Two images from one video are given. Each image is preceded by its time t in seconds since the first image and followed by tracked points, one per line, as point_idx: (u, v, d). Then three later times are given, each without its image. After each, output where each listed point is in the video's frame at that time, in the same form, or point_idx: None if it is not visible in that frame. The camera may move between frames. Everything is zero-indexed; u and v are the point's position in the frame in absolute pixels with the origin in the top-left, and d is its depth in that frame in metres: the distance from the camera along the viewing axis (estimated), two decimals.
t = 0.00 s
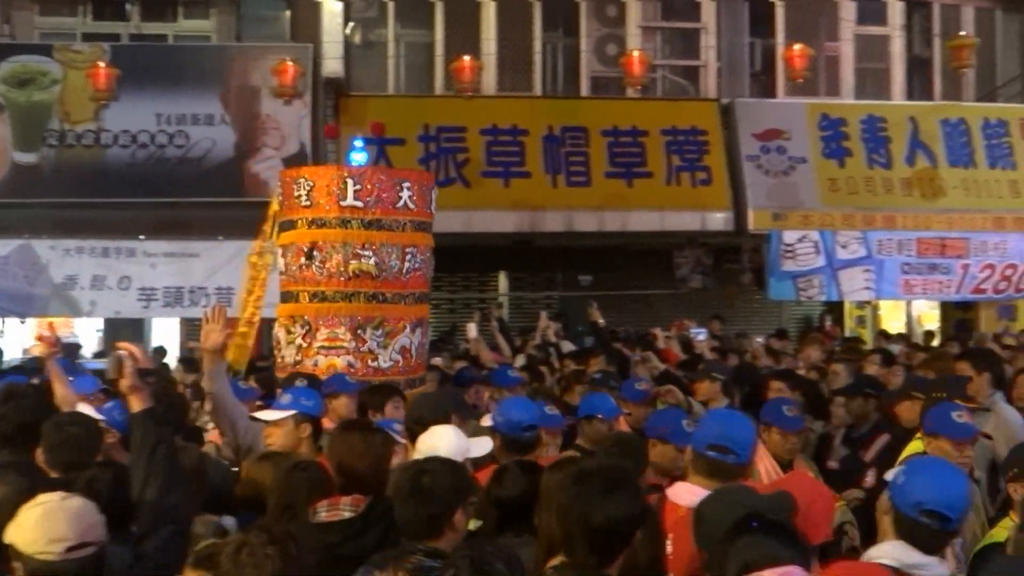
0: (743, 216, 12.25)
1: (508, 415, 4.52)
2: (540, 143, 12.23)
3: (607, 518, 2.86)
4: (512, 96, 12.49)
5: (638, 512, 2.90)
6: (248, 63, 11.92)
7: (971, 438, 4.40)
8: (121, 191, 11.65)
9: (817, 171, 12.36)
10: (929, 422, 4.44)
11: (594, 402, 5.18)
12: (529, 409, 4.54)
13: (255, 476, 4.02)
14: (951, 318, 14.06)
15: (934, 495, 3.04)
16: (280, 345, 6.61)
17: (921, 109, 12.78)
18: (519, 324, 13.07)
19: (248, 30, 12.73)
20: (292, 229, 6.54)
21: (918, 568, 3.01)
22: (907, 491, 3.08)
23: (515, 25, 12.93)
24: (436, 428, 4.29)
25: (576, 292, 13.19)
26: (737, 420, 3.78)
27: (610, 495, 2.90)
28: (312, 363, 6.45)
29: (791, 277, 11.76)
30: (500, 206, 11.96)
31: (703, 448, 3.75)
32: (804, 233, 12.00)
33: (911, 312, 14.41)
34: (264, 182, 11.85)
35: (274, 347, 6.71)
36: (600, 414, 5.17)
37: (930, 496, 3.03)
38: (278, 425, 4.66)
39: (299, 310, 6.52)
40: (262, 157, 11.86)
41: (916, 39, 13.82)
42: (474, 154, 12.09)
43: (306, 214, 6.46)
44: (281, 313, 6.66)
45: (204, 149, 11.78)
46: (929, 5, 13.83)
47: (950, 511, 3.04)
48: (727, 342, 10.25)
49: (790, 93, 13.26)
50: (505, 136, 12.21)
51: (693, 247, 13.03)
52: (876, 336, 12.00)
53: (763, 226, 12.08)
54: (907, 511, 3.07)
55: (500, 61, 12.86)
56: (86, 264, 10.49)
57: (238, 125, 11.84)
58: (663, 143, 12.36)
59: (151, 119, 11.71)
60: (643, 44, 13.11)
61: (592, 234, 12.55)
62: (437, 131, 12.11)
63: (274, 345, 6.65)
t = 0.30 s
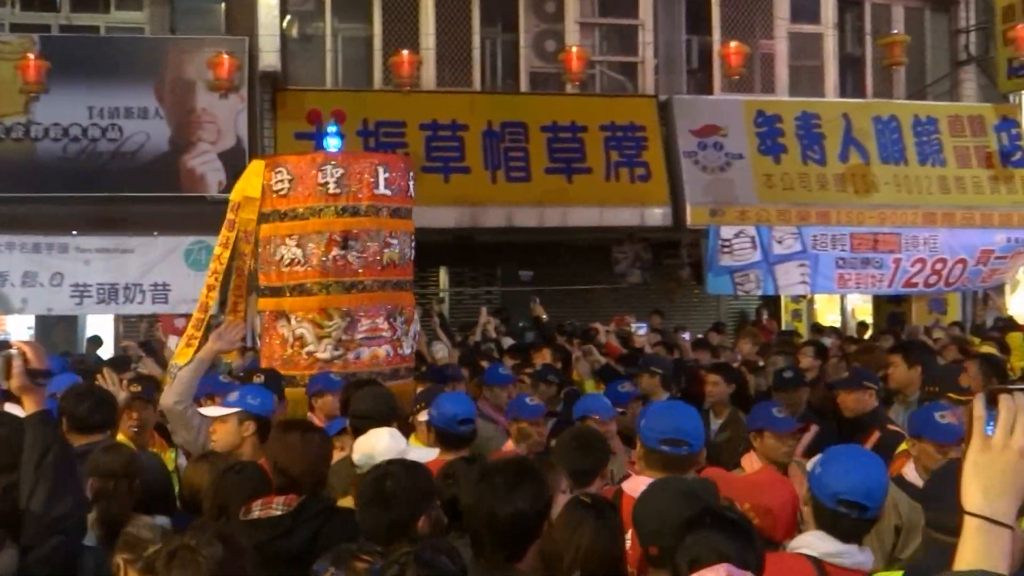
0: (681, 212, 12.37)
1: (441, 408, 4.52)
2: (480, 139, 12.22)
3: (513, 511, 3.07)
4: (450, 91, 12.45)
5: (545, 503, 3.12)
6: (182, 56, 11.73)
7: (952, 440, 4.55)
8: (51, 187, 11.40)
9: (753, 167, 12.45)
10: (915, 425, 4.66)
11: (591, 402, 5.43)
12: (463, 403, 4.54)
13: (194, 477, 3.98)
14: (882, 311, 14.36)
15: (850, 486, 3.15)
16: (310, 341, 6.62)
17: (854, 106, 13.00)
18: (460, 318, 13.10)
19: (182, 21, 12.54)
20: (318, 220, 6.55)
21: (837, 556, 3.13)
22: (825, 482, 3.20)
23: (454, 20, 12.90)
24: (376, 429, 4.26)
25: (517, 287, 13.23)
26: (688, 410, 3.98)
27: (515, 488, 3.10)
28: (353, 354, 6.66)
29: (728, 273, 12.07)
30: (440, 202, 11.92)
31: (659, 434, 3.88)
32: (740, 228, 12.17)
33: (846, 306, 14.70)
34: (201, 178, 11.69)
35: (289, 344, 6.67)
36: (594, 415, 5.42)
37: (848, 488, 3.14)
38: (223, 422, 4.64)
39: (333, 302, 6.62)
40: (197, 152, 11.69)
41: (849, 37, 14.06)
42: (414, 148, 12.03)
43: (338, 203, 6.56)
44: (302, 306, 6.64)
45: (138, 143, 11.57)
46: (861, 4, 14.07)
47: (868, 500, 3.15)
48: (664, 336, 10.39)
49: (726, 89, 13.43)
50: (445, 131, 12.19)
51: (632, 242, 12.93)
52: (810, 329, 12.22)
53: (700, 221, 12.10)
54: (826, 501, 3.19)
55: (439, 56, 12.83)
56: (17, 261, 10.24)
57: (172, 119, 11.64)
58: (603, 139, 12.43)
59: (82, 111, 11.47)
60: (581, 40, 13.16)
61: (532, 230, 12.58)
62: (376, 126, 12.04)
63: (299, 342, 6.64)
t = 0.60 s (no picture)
0: (648, 208, 12.42)
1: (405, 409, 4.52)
2: (447, 136, 12.19)
3: (495, 508, 2.99)
4: (416, 88, 12.43)
5: (521, 505, 3.02)
6: (146, 52, 11.63)
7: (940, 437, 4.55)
8: (12, 185, 11.26)
9: (719, 163, 12.53)
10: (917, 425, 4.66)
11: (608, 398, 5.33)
12: (422, 404, 4.57)
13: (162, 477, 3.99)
14: (846, 307, 14.51)
15: (811, 483, 3.18)
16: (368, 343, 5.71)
17: (818, 103, 13.13)
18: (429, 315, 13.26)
19: (145, 18, 12.50)
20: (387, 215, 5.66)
21: (808, 556, 3.15)
22: (790, 482, 3.23)
23: (420, 18, 12.89)
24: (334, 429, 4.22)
25: (484, 285, 13.23)
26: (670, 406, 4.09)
27: (495, 487, 3.03)
28: (405, 355, 5.84)
29: (695, 269, 11.85)
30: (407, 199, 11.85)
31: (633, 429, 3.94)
32: (706, 225, 12.21)
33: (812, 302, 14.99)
34: (166, 175, 11.61)
35: (333, 346, 5.65)
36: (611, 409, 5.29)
37: (809, 486, 3.18)
38: (180, 420, 4.64)
39: (394, 302, 5.76)
40: (162, 149, 11.60)
41: (813, 36, 14.20)
42: (381, 145, 11.98)
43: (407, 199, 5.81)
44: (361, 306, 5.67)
45: (100, 140, 11.46)
46: (824, 2, 14.19)
47: (830, 498, 3.18)
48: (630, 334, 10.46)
49: (692, 86, 13.50)
50: (412, 128, 12.14)
51: (599, 240, 13.11)
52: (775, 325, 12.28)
53: (667, 218, 12.19)
54: (792, 501, 3.22)
55: (405, 54, 12.82)
56: None
57: (136, 116, 11.53)
58: (570, 136, 12.46)
59: (45, 109, 11.34)
60: (548, 37, 13.19)
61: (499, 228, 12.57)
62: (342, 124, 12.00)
63: (354, 345, 5.69)
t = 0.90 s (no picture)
0: (611, 207, 12.46)
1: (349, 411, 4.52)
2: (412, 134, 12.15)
3: (482, 511, 2.86)
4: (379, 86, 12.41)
5: (511, 506, 2.88)
6: (105, 49, 11.52)
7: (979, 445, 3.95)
8: None
9: (683, 161, 12.57)
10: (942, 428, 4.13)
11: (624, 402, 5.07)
12: (366, 405, 4.56)
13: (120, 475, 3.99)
14: (808, 304, 14.65)
15: (784, 482, 3.21)
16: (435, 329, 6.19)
17: (778, 102, 13.26)
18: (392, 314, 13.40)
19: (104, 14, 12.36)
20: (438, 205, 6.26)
21: (777, 555, 3.19)
22: (761, 479, 3.26)
23: (383, 15, 12.86)
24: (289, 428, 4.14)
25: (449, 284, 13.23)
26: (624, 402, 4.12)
27: (484, 488, 2.90)
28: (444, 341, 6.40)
29: (659, 266, 11.95)
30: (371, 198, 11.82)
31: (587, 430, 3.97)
32: (670, 222, 12.26)
33: (774, 298, 15.12)
34: (126, 174, 11.48)
35: (409, 335, 6.06)
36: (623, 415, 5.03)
37: (780, 483, 3.21)
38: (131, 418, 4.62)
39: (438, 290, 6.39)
40: (122, 148, 11.48)
41: (774, 35, 14.31)
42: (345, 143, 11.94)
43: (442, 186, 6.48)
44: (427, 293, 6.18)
45: (59, 138, 11.32)
46: (785, 2, 14.31)
47: (801, 495, 3.21)
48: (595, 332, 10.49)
49: (655, 84, 13.58)
50: (376, 126, 12.12)
51: (564, 238, 12.98)
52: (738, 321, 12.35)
53: (631, 216, 12.21)
54: (763, 498, 3.25)
55: (368, 51, 12.79)
56: None
57: (96, 114, 11.41)
58: (533, 134, 12.47)
59: (2, 106, 11.17)
60: (511, 35, 13.21)
61: (463, 227, 12.56)
62: (305, 122, 11.95)
63: (427, 332, 6.14)
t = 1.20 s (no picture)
0: (582, 206, 12.48)
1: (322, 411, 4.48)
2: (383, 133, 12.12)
3: (443, 513, 2.79)
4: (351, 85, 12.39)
5: (472, 508, 2.82)
6: (73, 48, 11.41)
7: (1011, 450, 3.92)
8: None
9: (653, 161, 12.60)
10: (973, 431, 4.05)
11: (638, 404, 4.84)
12: (332, 404, 4.53)
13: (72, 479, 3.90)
14: (778, 302, 14.73)
15: (760, 481, 3.21)
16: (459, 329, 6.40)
17: (749, 102, 13.35)
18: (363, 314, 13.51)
19: (72, 12, 12.25)
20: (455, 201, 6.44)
21: (750, 551, 3.20)
22: (738, 477, 3.26)
23: (355, 14, 12.83)
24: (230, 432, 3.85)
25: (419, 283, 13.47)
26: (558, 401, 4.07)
27: (446, 490, 2.84)
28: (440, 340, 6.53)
29: (631, 265, 11.98)
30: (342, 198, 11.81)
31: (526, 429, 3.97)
32: (641, 222, 12.27)
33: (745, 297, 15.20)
34: (95, 173, 11.39)
35: (443, 336, 6.19)
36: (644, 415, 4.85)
37: (759, 483, 3.21)
38: (86, 418, 4.59)
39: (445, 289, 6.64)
40: (90, 147, 11.39)
41: (744, 35, 14.39)
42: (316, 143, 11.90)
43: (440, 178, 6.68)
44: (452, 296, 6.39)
45: (26, 137, 11.21)
46: (755, 2, 14.39)
47: (778, 494, 3.22)
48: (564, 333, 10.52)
49: (626, 84, 13.62)
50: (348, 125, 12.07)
51: (536, 236, 12.85)
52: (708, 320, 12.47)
53: (603, 215, 12.20)
54: (738, 496, 3.25)
55: (339, 50, 12.76)
56: None
57: (64, 113, 11.32)
58: (505, 134, 12.47)
59: None
60: (482, 35, 13.21)
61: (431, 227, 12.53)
62: (275, 121, 11.90)
63: (451, 333, 6.30)
